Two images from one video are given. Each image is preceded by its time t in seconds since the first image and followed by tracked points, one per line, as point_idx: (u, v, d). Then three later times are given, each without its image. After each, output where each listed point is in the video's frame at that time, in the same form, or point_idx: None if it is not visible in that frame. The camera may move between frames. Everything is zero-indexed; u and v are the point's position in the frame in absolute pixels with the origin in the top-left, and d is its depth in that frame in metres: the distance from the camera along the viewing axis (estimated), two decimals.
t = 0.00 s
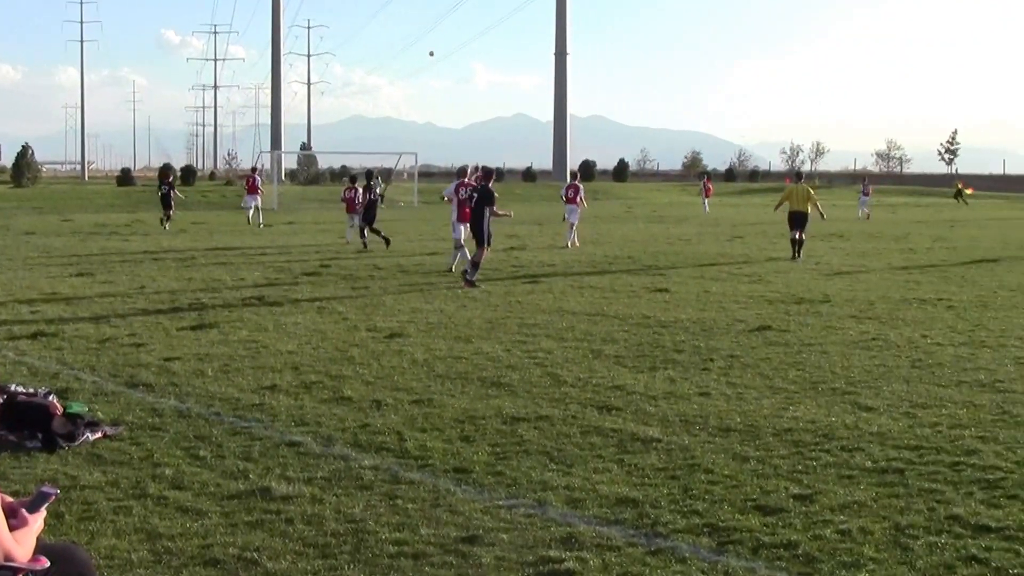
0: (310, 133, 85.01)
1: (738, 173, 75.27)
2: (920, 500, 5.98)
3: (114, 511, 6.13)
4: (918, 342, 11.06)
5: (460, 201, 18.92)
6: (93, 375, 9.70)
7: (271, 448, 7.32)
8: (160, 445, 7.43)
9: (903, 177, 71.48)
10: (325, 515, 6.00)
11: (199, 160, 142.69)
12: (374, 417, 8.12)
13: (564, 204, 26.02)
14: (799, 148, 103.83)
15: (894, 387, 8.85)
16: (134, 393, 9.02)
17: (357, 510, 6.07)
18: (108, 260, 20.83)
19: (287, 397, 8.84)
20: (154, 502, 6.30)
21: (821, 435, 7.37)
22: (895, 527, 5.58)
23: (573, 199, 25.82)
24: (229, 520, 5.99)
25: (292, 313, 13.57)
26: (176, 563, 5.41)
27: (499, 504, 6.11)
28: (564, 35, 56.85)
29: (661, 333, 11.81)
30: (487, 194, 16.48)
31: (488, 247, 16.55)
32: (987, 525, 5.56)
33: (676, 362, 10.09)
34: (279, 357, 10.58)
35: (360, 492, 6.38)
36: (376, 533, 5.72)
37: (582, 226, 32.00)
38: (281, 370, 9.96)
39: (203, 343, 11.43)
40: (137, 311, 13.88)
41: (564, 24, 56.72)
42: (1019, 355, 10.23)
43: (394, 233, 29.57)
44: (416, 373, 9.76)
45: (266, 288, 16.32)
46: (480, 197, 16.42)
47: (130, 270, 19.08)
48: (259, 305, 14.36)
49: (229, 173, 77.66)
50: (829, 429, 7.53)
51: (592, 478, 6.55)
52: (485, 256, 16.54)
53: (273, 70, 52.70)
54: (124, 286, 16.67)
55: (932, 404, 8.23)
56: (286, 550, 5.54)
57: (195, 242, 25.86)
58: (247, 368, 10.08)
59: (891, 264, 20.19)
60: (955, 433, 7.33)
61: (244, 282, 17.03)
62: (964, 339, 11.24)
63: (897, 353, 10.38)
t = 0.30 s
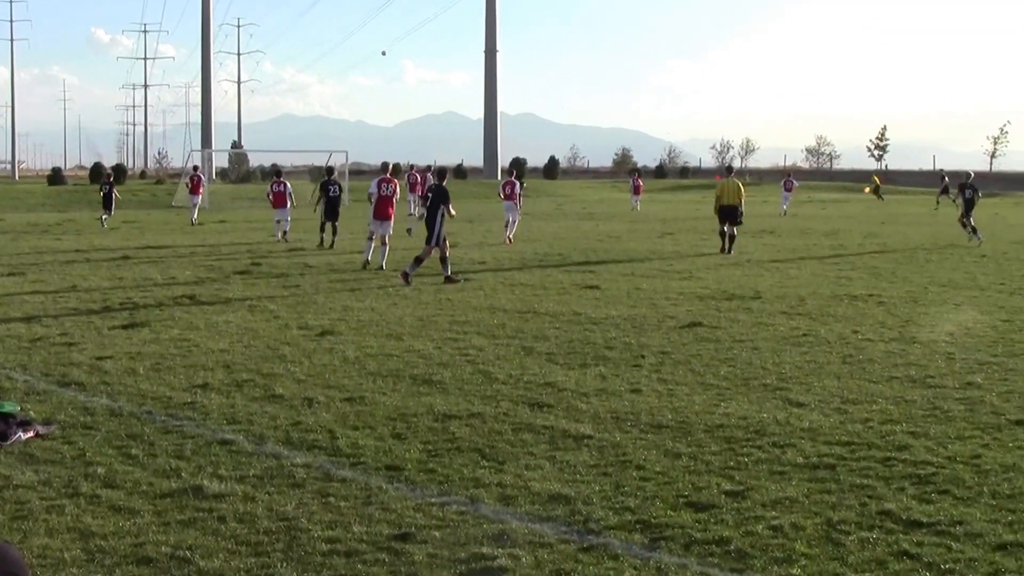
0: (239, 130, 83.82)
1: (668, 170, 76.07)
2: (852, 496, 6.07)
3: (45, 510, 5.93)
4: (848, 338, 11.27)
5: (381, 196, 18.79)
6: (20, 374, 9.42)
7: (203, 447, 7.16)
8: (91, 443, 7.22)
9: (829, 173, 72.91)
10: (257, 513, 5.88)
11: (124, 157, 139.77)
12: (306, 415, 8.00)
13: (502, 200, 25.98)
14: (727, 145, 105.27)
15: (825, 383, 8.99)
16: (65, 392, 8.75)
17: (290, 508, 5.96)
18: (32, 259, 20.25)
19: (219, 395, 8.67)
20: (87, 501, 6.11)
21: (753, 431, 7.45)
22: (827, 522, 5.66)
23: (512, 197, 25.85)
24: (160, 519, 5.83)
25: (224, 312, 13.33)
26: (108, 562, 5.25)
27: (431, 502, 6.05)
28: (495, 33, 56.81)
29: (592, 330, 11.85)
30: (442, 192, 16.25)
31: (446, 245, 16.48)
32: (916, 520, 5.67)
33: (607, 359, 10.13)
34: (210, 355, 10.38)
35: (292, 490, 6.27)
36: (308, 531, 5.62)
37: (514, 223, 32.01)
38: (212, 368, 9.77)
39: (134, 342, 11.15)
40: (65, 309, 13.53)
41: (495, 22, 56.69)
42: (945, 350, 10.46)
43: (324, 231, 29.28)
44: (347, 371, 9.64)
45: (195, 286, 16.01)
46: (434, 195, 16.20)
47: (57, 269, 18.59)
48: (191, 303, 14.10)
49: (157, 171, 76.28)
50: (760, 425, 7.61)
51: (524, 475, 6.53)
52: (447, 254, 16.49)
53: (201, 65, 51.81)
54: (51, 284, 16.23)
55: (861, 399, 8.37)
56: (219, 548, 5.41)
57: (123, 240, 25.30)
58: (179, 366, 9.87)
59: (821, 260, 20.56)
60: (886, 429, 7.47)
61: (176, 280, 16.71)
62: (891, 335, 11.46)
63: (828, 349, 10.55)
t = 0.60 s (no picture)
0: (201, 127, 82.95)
1: (631, 168, 76.36)
2: (815, 493, 6.12)
3: (7, 510, 5.83)
4: (811, 335, 11.36)
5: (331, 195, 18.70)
6: None
7: (167, 445, 7.07)
8: (56, 442, 7.10)
9: (791, 171, 73.56)
10: (222, 512, 5.81)
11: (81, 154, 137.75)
12: (270, 414, 7.93)
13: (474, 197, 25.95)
14: (689, 143, 105.84)
15: (788, 380, 9.06)
16: (29, 391, 8.61)
17: (254, 506, 5.90)
18: None
19: (182, 394, 8.57)
20: (52, 500, 6.00)
21: (716, 428, 7.49)
22: (790, 519, 5.70)
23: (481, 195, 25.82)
24: (126, 517, 5.75)
25: (188, 310, 13.19)
26: (74, 560, 5.17)
27: (396, 500, 6.02)
28: (458, 31, 56.70)
29: (555, 328, 11.87)
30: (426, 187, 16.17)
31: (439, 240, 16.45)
32: (880, 517, 5.72)
33: (570, 357, 10.14)
34: (174, 353, 10.26)
35: (257, 489, 6.21)
36: (273, 530, 5.56)
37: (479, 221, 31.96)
38: (176, 367, 9.66)
39: (98, 341, 10.99)
40: (26, 308, 13.32)
41: (458, 20, 56.58)
42: (907, 347, 10.58)
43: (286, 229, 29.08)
44: (310, 369, 9.57)
45: (158, 285, 15.83)
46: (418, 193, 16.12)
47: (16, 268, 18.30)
48: (154, 301, 13.93)
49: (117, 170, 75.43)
50: (724, 422, 7.65)
51: (488, 472, 6.51)
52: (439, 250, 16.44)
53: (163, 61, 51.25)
54: (12, 283, 15.98)
55: (823, 396, 8.44)
56: (183, 547, 5.34)
57: (84, 238, 24.96)
58: (143, 365, 9.74)
59: (785, 257, 20.73)
60: (849, 425, 7.55)
61: (138, 279, 16.50)
62: (854, 332, 11.57)
63: (790, 346, 10.64)
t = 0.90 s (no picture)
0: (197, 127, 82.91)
1: (627, 166, 76.26)
2: (811, 491, 6.12)
3: (3, 510, 5.81)
4: (806, 333, 11.36)
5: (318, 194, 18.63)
6: None
7: (163, 445, 7.06)
8: (51, 442, 7.08)
9: (786, 169, 73.51)
10: (218, 511, 5.80)
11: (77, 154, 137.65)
12: (266, 413, 7.92)
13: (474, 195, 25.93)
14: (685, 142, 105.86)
15: (784, 378, 9.06)
16: (24, 391, 8.59)
17: (250, 506, 5.89)
18: None
19: (178, 393, 8.56)
20: (47, 500, 6.00)
21: (713, 427, 7.49)
22: (787, 518, 5.70)
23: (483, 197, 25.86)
24: (121, 517, 5.74)
25: (184, 310, 13.17)
26: (70, 560, 5.17)
27: (392, 499, 6.01)
28: (453, 30, 56.66)
29: (551, 327, 11.85)
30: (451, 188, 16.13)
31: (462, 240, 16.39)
32: (876, 515, 5.73)
33: (566, 356, 10.13)
34: (170, 353, 10.24)
35: (253, 488, 6.20)
36: (269, 529, 5.56)
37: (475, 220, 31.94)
38: (172, 366, 9.64)
39: (94, 341, 10.97)
40: (21, 308, 13.29)
41: (453, 19, 56.53)
42: (903, 346, 10.59)
43: (282, 229, 29.02)
44: (306, 368, 9.56)
45: (154, 284, 15.80)
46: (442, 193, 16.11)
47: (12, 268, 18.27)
48: (150, 301, 13.91)
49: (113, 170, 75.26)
50: (720, 421, 7.65)
51: (484, 471, 6.51)
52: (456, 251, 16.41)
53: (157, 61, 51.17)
54: (8, 283, 15.95)
55: (820, 395, 8.45)
56: (180, 546, 5.33)
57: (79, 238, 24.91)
58: (139, 365, 9.72)
59: (782, 256, 20.70)
60: (845, 424, 7.55)
61: (134, 279, 16.48)
62: (849, 331, 11.58)
63: (786, 345, 10.64)
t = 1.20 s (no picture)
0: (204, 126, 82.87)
1: (634, 166, 76.11)
2: (819, 491, 6.11)
3: (9, 510, 5.83)
4: (814, 333, 11.33)
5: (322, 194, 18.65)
6: None
7: (170, 445, 7.08)
8: (58, 442, 7.11)
9: (794, 170, 73.27)
10: (225, 511, 5.82)
11: (85, 154, 137.87)
12: (273, 413, 7.94)
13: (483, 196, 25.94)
14: (692, 141, 105.60)
15: (792, 378, 9.04)
16: (31, 391, 8.62)
17: (257, 506, 5.90)
18: None
19: (184, 393, 8.58)
20: (54, 500, 6.02)
21: (720, 427, 7.48)
22: (794, 517, 5.70)
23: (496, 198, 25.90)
24: (128, 517, 5.76)
25: (190, 310, 13.19)
26: (77, 560, 5.18)
27: (399, 499, 6.02)
28: (459, 30, 56.67)
29: (558, 326, 11.84)
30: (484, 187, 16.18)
31: (498, 237, 16.38)
32: (884, 515, 5.72)
33: (573, 356, 10.12)
34: (177, 353, 10.26)
35: (260, 488, 6.21)
36: (276, 529, 5.57)
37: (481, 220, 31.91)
38: (178, 366, 9.66)
39: (100, 341, 11.00)
40: (28, 308, 13.32)
41: (459, 20, 56.56)
42: (910, 345, 10.57)
43: (289, 229, 29.04)
44: (313, 368, 9.57)
45: (161, 284, 15.83)
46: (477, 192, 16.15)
47: (20, 268, 18.33)
48: (157, 301, 13.94)
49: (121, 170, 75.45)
50: (728, 421, 7.64)
51: (491, 471, 6.51)
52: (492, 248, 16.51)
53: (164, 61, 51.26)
54: (15, 284, 15.99)
55: (828, 395, 8.43)
56: (187, 546, 5.35)
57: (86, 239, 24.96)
58: (145, 365, 9.75)
59: (789, 255, 20.63)
60: (852, 424, 7.54)
61: (140, 279, 16.51)
62: (857, 330, 11.55)
63: (794, 345, 10.62)
